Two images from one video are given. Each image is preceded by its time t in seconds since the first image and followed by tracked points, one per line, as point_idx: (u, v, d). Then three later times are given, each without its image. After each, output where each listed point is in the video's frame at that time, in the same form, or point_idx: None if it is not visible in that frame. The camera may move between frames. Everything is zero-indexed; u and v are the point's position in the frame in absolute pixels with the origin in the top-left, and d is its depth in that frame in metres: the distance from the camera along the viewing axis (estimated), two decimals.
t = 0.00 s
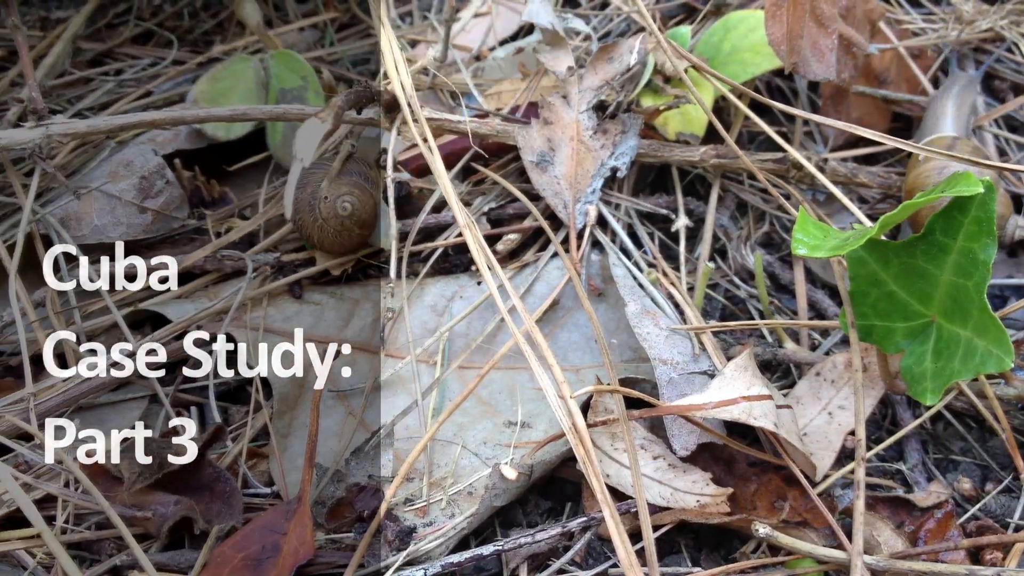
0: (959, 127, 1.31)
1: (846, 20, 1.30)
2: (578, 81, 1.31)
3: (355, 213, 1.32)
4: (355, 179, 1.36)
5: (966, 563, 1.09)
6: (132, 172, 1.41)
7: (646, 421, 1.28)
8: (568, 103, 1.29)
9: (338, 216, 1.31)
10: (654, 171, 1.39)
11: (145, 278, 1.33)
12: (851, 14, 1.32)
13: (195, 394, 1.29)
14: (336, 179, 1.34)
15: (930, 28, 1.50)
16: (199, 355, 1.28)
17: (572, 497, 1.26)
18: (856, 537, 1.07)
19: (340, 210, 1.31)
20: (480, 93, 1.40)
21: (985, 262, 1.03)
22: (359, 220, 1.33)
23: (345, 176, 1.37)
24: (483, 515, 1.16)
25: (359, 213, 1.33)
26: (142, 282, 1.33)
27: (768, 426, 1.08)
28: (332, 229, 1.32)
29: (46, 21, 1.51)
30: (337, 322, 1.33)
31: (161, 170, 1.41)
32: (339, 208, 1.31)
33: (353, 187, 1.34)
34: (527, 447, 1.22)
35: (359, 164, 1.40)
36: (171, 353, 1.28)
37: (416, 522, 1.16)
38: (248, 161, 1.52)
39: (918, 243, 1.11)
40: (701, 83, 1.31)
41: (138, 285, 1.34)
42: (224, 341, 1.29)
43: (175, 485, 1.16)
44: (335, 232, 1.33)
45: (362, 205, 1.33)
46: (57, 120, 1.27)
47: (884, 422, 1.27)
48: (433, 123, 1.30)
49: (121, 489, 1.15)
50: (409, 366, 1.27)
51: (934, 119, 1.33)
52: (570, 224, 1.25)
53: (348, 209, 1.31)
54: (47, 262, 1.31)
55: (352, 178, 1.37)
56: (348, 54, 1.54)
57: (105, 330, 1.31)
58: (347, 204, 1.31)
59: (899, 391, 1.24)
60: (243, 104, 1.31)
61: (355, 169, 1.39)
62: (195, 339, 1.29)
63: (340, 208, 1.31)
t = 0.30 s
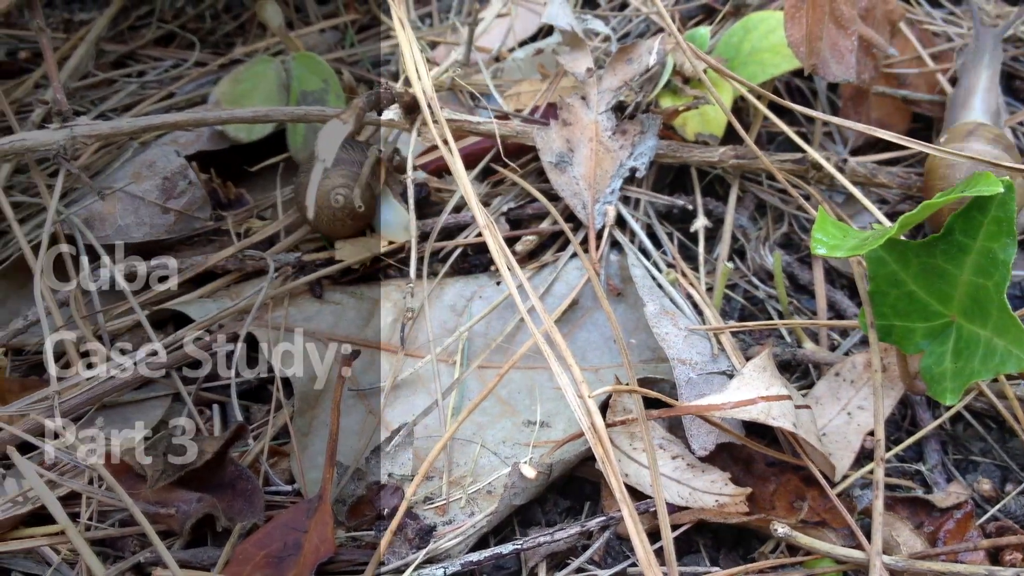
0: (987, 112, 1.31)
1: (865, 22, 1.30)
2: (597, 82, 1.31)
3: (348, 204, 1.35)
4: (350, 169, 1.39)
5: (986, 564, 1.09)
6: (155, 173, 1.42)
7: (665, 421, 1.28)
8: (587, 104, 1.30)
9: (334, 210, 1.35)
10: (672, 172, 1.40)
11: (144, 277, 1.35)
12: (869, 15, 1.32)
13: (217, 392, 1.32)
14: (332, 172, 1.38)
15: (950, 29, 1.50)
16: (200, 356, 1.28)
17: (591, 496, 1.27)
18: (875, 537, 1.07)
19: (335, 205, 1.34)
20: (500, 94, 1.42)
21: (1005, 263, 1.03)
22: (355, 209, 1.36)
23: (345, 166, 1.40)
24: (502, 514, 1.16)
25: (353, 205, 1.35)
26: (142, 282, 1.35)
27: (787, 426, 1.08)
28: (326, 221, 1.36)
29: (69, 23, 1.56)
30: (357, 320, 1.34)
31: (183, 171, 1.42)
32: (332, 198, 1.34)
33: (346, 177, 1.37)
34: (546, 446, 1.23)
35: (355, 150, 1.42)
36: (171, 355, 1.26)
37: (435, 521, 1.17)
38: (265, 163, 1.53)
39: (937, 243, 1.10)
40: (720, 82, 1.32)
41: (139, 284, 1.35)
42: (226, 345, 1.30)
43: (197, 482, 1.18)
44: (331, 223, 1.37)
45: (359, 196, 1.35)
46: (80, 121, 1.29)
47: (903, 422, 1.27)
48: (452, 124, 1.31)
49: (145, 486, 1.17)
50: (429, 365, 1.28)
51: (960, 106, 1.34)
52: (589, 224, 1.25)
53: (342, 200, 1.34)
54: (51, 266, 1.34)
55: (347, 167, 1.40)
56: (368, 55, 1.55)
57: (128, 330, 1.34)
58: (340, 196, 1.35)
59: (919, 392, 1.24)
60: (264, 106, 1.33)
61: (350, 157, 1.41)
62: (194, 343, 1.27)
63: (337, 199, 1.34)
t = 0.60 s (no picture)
0: None
1: (886, 22, 1.30)
2: (617, 83, 1.32)
3: (369, 207, 1.36)
4: (371, 171, 1.40)
5: (1007, 565, 1.09)
6: (178, 174, 1.44)
7: (683, 421, 1.29)
8: (606, 105, 1.30)
9: (356, 212, 1.36)
10: (692, 172, 1.41)
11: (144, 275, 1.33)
12: (890, 16, 1.31)
13: (240, 391, 1.33)
14: (353, 174, 1.40)
15: (971, 29, 1.50)
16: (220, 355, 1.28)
17: (610, 494, 1.28)
18: (894, 537, 1.07)
19: (357, 208, 1.36)
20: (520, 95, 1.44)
21: None
22: (376, 212, 1.37)
23: (366, 170, 1.42)
24: (522, 512, 1.17)
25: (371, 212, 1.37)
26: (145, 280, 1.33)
27: (806, 425, 1.08)
28: (349, 223, 1.38)
29: (94, 25, 1.59)
30: (378, 319, 1.35)
31: (207, 171, 1.44)
32: (354, 202, 1.35)
33: (368, 179, 1.39)
34: (565, 445, 1.23)
35: (377, 152, 1.43)
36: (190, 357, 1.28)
37: (456, 519, 1.18)
38: (286, 164, 1.54)
39: (958, 243, 1.11)
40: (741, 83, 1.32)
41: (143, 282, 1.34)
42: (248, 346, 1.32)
43: (220, 480, 1.19)
44: (353, 225, 1.39)
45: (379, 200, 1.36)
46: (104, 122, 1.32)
47: (923, 423, 1.27)
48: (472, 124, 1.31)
49: (169, 483, 1.18)
50: (448, 364, 1.29)
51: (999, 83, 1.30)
52: (609, 224, 1.26)
53: (366, 203, 1.36)
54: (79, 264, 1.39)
55: (368, 170, 1.41)
56: (389, 57, 1.57)
57: (151, 329, 1.34)
58: (362, 199, 1.36)
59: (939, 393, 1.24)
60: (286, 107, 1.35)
61: (371, 159, 1.42)
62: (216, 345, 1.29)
63: (359, 202, 1.36)
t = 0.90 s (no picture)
0: None
1: (905, 23, 1.30)
2: (636, 83, 1.33)
3: (389, 209, 1.37)
4: (391, 171, 1.42)
5: None
6: (200, 174, 1.46)
7: (702, 421, 1.30)
8: (625, 105, 1.31)
9: (376, 213, 1.37)
10: (711, 172, 1.42)
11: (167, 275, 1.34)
12: (909, 16, 1.30)
13: (261, 389, 1.34)
14: (373, 174, 1.41)
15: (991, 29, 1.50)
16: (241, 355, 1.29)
17: (628, 494, 1.29)
18: (912, 536, 1.08)
19: (378, 208, 1.37)
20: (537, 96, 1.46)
21: None
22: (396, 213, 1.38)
23: (385, 171, 1.43)
24: (541, 511, 1.17)
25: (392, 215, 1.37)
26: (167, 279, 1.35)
27: (825, 426, 1.06)
28: (369, 224, 1.38)
29: (115, 26, 1.62)
30: (397, 318, 1.36)
31: (228, 172, 1.45)
32: (374, 204, 1.36)
33: (387, 180, 1.39)
34: (583, 445, 1.24)
35: (396, 152, 1.43)
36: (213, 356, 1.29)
37: (474, 517, 1.18)
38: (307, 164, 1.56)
39: (977, 243, 1.11)
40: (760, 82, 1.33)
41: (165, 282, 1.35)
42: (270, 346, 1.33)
43: (241, 478, 1.20)
44: (373, 226, 1.39)
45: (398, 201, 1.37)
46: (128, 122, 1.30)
47: (942, 423, 1.28)
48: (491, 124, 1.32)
49: (190, 481, 1.18)
50: (468, 363, 1.30)
51: None
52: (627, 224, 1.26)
53: (386, 205, 1.37)
54: (102, 264, 1.40)
55: (387, 171, 1.42)
56: (409, 58, 1.60)
57: (173, 327, 1.36)
58: (382, 201, 1.36)
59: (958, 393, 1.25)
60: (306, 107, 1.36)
61: (391, 159, 1.43)
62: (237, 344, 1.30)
63: (379, 203, 1.36)
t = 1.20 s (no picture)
0: None
1: (925, 24, 1.30)
2: (655, 83, 1.33)
3: (408, 209, 1.38)
4: (410, 172, 1.43)
5: None
6: (221, 174, 1.46)
7: (720, 420, 1.30)
8: (644, 105, 1.32)
9: (394, 214, 1.38)
10: (729, 172, 1.43)
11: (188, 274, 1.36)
12: (929, 18, 1.30)
13: (281, 388, 1.36)
14: (393, 175, 1.42)
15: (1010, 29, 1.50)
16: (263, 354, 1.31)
17: (646, 493, 1.29)
18: (931, 536, 1.08)
19: (396, 209, 1.38)
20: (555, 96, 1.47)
21: None
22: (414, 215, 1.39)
23: (405, 171, 1.44)
24: (558, 509, 1.17)
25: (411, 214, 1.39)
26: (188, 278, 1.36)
27: (843, 426, 1.06)
28: (388, 225, 1.40)
29: (137, 27, 1.64)
30: (416, 318, 1.37)
31: (249, 172, 1.46)
32: (393, 205, 1.37)
33: (406, 182, 1.40)
34: (601, 444, 1.24)
35: (415, 154, 1.45)
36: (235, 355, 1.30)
37: (493, 516, 1.18)
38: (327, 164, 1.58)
39: (998, 243, 1.11)
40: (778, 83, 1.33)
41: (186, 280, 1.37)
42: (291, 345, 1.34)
43: (261, 476, 1.21)
44: (392, 227, 1.41)
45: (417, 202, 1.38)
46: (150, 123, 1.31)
47: (961, 424, 1.28)
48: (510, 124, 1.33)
49: (212, 479, 1.20)
50: (486, 363, 1.31)
51: None
52: (646, 224, 1.26)
53: (404, 206, 1.38)
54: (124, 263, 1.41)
55: (406, 171, 1.43)
56: (428, 58, 1.61)
57: (194, 326, 1.37)
58: (400, 202, 1.38)
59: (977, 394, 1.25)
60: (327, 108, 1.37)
61: (410, 160, 1.44)
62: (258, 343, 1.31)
63: (397, 204, 1.38)
